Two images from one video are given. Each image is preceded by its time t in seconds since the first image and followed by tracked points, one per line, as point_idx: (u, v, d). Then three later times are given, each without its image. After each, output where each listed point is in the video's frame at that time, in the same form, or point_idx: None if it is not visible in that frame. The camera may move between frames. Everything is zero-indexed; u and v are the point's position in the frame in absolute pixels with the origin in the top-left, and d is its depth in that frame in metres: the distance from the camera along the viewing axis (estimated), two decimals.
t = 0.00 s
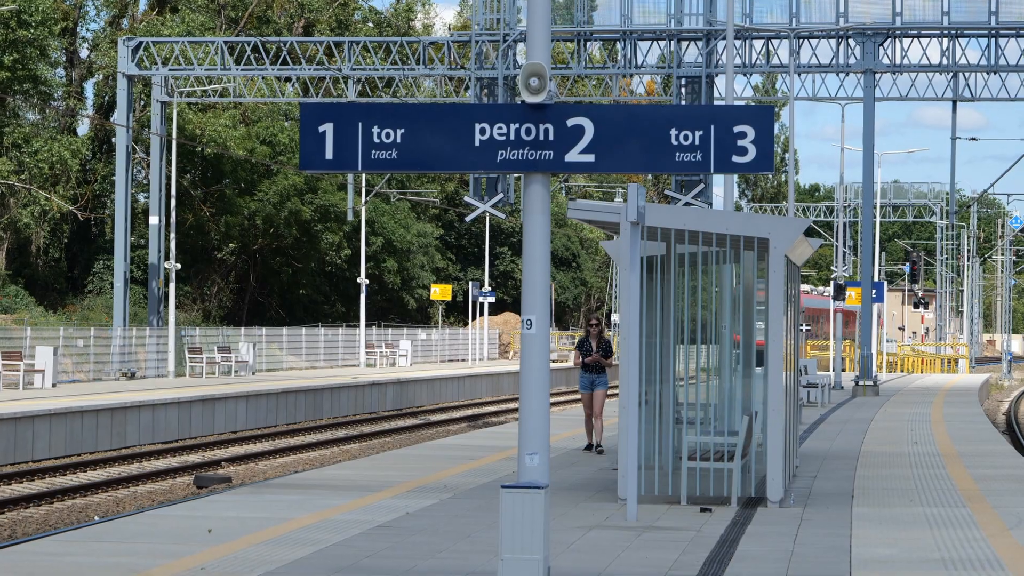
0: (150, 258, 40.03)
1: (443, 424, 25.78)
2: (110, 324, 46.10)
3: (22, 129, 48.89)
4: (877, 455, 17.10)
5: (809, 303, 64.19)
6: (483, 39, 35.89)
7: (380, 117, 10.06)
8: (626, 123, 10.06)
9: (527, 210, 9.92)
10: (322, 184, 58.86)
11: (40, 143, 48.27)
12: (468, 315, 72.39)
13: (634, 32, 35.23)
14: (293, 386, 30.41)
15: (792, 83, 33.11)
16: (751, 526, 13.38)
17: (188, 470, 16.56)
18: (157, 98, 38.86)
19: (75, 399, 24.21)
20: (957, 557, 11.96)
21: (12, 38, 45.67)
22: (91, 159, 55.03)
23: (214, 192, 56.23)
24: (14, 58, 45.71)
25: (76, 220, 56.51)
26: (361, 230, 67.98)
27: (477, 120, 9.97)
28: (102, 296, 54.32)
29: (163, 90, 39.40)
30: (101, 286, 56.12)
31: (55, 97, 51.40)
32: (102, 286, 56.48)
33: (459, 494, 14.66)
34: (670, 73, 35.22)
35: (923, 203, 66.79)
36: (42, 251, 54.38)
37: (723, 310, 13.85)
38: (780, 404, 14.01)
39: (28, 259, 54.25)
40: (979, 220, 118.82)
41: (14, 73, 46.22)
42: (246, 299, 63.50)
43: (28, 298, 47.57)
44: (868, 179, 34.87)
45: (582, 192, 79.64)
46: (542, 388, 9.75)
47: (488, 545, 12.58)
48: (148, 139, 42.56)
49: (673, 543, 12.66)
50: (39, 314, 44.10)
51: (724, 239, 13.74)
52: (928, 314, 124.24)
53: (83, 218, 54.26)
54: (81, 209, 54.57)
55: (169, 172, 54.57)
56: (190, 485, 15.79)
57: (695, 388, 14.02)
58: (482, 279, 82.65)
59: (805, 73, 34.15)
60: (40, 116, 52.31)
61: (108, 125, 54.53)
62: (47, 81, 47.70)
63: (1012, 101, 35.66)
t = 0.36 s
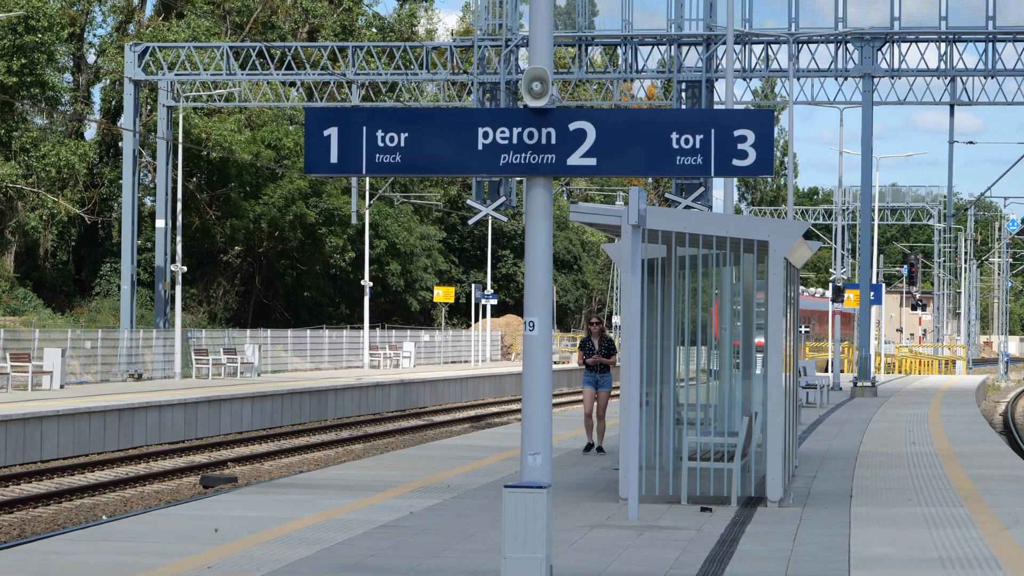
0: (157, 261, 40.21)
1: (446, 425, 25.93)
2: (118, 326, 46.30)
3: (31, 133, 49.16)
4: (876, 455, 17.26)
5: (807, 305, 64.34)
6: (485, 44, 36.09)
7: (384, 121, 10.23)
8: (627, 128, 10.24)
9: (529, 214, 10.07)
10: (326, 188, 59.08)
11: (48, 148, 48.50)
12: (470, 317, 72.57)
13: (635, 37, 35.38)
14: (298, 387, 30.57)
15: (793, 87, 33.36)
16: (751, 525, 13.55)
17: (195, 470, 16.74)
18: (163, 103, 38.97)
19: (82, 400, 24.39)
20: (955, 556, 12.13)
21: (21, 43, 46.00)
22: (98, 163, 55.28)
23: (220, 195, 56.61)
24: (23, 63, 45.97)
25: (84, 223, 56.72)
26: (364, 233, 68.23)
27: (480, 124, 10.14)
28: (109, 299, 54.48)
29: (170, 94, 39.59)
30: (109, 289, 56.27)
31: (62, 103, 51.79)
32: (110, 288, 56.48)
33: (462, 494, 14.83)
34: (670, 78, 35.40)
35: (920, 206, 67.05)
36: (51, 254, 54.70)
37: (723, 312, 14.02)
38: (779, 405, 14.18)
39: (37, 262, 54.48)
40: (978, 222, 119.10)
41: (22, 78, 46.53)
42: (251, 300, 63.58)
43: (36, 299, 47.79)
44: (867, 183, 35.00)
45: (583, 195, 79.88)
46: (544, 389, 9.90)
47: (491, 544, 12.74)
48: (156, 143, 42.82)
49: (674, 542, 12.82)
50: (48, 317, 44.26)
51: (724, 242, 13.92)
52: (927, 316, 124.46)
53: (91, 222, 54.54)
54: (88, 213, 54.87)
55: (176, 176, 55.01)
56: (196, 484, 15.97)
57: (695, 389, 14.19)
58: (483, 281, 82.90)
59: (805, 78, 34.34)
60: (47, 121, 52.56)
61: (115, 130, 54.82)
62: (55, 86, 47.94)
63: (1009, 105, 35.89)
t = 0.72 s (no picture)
0: (164, 262, 40.37)
1: (451, 424, 26.09)
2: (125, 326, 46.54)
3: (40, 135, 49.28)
4: (876, 454, 17.39)
5: (810, 305, 64.48)
6: (488, 47, 36.26)
7: (389, 124, 10.38)
8: (628, 130, 10.38)
9: (532, 215, 10.17)
10: (332, 190, 59.34)
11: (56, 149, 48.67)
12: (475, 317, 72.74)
13: (636, 40, 35.51)
14: (304, 387, 30.71)
15: (792, 89, 33.53)
16: (753, 523, 13.68)
17: (202, 468, 16.90)
18: (170, 106, 39.24)
19: (90, 399, 24.56)
20: (956, 554, 12.24)
21: (29, 46, 46.30)
22: (106, 166, 55.51)
23: (227, 197, 56.94)
24: (31, 67, 46.23)
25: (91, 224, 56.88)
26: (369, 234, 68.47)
27: (483, 127, 10.26)
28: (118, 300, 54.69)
29: (177, 98, 39.82)
30: (117, 289, 56.40)
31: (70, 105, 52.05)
32: (118, 289, 56.38)
33: (466, 492, 14.97)
34: (672, 80, 35.54)
35: (921, 207, 67.23)
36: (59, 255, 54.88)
37: (726, 313, 14.14)
38: (781, 404, 14.31)
39: (46, 263, 54.70)
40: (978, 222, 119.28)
41: (31, 82, 46.79)
42: (257, 301, 63.68)
43: (44, 300, 48.00)
44: (866, 184, 35.08)
45: (587, 196, 80.08)
46: (548, 388, 10.03)
47: (495, 542, 12.90)
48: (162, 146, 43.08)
49: (676, 541, 12.95)
50: (56, 318, 44.45)
51: (726, 242, 14.06)
52: (929, 316, 124.59)
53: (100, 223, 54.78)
54: (96, 215, 55.12)
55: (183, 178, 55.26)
56: (204, 483, 16.12)
57: (697, 389, 14.32)
58: (488, 282, 83.10)
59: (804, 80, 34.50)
60: (56, 123, 52.83)
61: (123, 133, 55.08)
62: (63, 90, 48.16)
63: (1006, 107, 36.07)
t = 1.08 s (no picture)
0: (173, 262, 40.51)
1: (457, 422, 26.20)
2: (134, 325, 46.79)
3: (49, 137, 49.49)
4: (879, 453, 17.46)
5: (814, 304, 64.55)
6: (493, 48, 36.40)
7: (395, 124, 10.50)
8: (633, 130, 10.48)
9: (538, 216, 10.24)
10: (339, 191, 59.49)
11: (66, 150, 48.95)
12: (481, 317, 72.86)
13: (640, 42, 35.67)
14: (311, 386, 30.83)
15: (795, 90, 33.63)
16: (757, 521, 13.79)
17: (210, 467, 17.03)
18: (178, 107, 39.45)
19: (99, 398, 24.72)
20: (957, 551, 12.34)
21: (39, 49, 46.60)
22: (116, 166, 55.70)
23: (234, 198, 57.17)
24: (41, 69, 46.58)
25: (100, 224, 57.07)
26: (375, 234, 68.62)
27: (489, 127, 10.38)
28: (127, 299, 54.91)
29: (185, 99, 39.98)
30: (126, 289, 56.58)
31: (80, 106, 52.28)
32: (127, 289, 56.63)
33: (472, 490, 15.08)
34: (676, 81, 35.66)
35: (924, 207, 67.25)
36: (69, 255, 55.07)
37: (730, 312, 14.27)
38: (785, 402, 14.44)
39: (56, 263, 54.95)
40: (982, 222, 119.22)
41: (42, 84, 47.10)
42: (265, 300, 63.90)
43: (55, 300, 48.19)
44: (869, 184, 35.07)
45: (592, 196, 80.17)
46: (553, 387, 10.14)
47: (501, 540, 13.01)
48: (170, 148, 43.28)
49: (681, 538, 13.06)
50: (66, 317, 44.67)
51: (730, 242, 14.15)
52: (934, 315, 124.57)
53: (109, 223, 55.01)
54: (105, 215, 55.42)
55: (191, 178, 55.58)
56: (212, 481, 16.24)
57: (701, 387, 14.44)
58: (494, 282, 83.26)
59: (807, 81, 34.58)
60: (65, 125, 53.09)
61: (132, 133, 55.31)
62: (74, 92, 48.46)
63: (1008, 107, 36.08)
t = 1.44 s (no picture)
0: (183, 262, 40.71)
1: (466, 420, 26.28)
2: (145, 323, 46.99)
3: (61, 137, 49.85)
4: (884, 451, 17.54)
5: (819, 303, 64.63)
6: (502, 49, 36.54)
7: (404, 124, 10.61)
8: (640, 129, 10.60)
9: (546, 215, 10.39)
10: (348, 191, 59.63)
11: (77, 151, 49.29)
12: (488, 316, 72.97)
13: (647, 42, 35.79)
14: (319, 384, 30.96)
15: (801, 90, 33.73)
16: (763, 518, 13.89)
17: (220, 465, 17.13)
18: (189, 108, 39.73)
19: (110, 396, 24.86)
20: (963, 549, 12.43)
21: (51, 50, 46.89)
22: (126, 166, 55.90)
23: (244, 197, 57.61)
24: (53, 70, 46.88)
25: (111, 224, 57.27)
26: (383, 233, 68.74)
27: (496, 127, 10.49)
28: (138, 299, 55.12)
29: (195, 100, 40.19)
30: (137, 288, 56.83)
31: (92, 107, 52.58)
32: (138, 287, 56.91)
33: (480, 488, 15.19)
34: (683, 81, 35.80)
35: (929, 207, 67.25)
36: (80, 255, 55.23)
37: (736, 311, 14.39)
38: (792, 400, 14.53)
39: (67, 263, 55.13)
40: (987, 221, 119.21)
41: (54, 86, 47.40)
42: (274, 300, 64.11)
43: (67, 300, 48.40)
44: (874, 183, 35.10)
45: (599, 196, 80.29)
46: (561, 383, 10.22)
47: (508, 537, 13.12)
48: (180, 149, 43.55)
49: (688, 536, 13.15)
50: (77, 316, 44.87)
51: (736, 241, 14.25)
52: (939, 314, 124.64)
53: (120, 223, 55.24)
54: (116, 215, 55.65)
55: (200, 178, 56.22)
56: (222, 478, 16.36)
57: (707, 385, 14.55)
58: (502, 281, 83.40)
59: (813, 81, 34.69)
60: (76, 125, 53.39)
61: (143, 134, 55.58)
62: (85, 93, 48.71)
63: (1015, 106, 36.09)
